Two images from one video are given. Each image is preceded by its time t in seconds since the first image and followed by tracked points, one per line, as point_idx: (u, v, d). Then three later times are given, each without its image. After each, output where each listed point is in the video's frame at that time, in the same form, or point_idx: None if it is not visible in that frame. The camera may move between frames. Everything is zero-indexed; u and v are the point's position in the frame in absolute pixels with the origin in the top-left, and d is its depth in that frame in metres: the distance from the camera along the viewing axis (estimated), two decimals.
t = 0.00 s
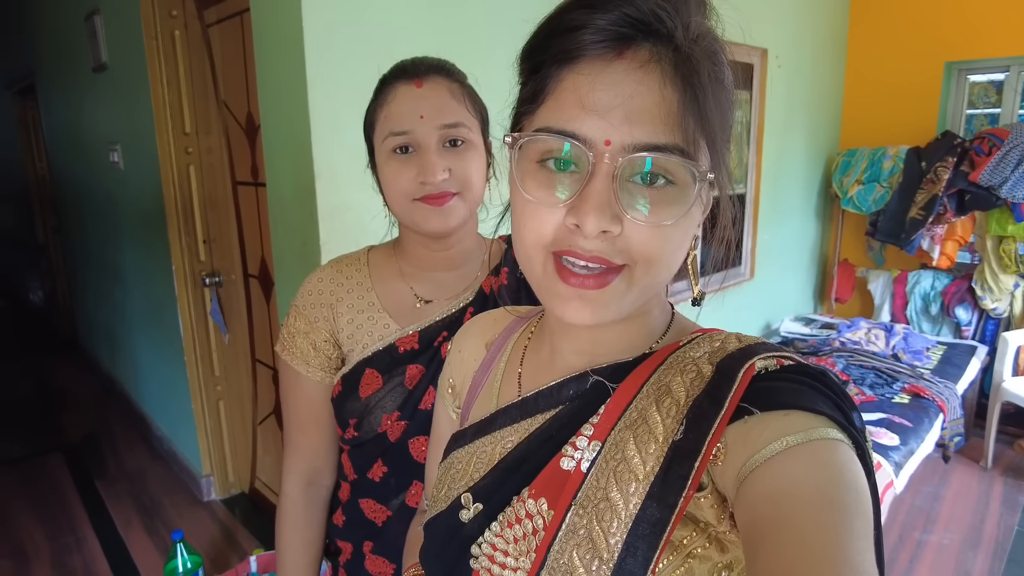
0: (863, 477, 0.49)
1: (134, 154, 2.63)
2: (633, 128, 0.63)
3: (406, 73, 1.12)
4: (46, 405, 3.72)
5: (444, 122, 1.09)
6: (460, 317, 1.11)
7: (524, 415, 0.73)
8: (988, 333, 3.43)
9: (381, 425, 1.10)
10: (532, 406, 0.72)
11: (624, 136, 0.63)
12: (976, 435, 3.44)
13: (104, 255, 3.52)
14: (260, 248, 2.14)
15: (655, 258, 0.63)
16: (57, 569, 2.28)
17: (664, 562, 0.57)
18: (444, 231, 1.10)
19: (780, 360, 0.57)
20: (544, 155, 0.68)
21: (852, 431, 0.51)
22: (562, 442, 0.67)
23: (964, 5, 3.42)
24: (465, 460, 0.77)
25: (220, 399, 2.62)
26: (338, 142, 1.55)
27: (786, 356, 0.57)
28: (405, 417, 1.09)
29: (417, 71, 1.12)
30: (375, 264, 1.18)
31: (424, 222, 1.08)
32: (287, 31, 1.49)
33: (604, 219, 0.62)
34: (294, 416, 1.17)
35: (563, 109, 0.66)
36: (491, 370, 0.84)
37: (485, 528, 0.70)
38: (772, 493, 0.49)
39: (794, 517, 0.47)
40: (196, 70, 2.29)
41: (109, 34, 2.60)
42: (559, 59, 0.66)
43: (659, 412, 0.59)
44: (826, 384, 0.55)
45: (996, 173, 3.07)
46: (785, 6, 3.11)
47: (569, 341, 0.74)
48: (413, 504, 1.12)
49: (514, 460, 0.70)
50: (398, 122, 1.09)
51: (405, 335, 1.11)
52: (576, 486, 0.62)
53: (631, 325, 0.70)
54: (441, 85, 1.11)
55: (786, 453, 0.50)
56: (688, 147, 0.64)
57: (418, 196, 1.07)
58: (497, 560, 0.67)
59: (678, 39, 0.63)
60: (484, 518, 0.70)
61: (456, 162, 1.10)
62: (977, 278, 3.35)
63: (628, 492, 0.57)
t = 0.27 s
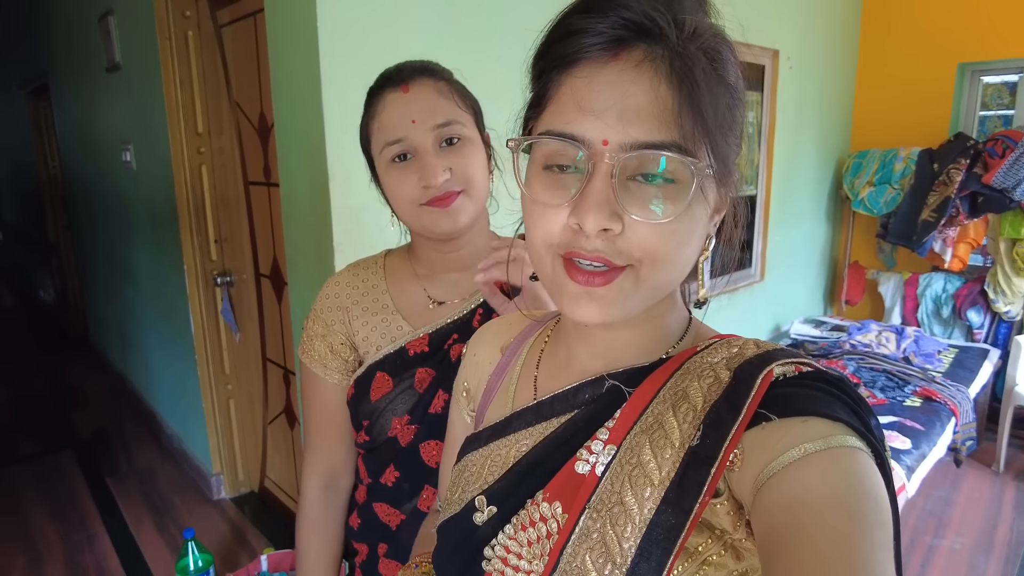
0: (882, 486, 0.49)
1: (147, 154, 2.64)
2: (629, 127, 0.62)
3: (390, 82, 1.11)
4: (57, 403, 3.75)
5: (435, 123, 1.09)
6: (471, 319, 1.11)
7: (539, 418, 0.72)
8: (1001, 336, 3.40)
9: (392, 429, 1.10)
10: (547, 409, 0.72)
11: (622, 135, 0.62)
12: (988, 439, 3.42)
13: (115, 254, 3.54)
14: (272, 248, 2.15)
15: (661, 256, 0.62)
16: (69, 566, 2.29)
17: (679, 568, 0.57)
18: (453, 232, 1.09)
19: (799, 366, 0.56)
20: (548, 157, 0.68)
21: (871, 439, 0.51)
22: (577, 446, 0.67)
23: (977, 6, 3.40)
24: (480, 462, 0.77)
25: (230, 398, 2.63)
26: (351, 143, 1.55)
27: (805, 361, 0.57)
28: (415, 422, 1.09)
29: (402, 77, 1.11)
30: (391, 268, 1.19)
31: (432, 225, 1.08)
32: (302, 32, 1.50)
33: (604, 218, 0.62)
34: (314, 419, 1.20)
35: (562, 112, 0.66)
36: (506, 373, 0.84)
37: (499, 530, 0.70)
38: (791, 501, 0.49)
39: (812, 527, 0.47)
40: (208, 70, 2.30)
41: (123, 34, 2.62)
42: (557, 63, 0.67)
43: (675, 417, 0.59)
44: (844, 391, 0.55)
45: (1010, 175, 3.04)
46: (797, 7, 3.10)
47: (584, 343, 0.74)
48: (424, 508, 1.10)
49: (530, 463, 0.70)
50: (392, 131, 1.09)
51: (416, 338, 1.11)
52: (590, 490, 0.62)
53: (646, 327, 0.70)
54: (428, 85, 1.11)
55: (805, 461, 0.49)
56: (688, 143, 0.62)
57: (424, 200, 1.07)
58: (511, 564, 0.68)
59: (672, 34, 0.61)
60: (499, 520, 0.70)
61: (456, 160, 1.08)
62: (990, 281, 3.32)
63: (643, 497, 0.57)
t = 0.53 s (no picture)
0: (907, 492, 0.49)
1: (154, 153, 2.65)
2: (618, 128, 0.62)
3: (383, 94, 1.12)
4: (63, 402, 3.76)
5: (433, 132, 1.09)
6: (486, 324, 1.10)
7: (558, 420, 0.72)
8: (1008, 338, 3.41)
9: (408, 436, 1.10)
10: (566, 411, 0.72)
11: (611, 137, 0.63)
12: (994, 441, 3.41)
13: (122, 253, 3.55)
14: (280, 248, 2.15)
15: (661, 255, 0.62)
16: (77, 564, 2.30)
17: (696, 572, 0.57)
18: (462, 240, 1.09)
19: (821, 371, 0.56)
20: (549, 162, 0.69)
21: (894, 445, 0.51)
22: (595, 449, 0.67)
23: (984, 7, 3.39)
24: (500, 461, 0.77)
25: (237, 397, 2.63)
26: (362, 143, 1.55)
27: (826, 367, 0.57)
28: (430, 429, 1.09)
29: (394, 87, 1.11)
30: (404, 273, 1.20)
31: (441, 233, 1.08)
32: (313, 32, 1.50)
33: (599, 218, 0.62)
34: (326, 422, 1.21)
35: (556, 120, 0.67)
36: (526, 374, 0.85)
37: (516, 530, 0.70)
38: (814, 507, 0.49)
39: (835, 534, 0.47)
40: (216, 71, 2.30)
41: (131, 34, 2.62)
42: (551, 72, 0.68)
43: (696, 421, 0.59)
44: (866, 397, 0.54)
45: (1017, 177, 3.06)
46: (804, 8, 3.10)
47: (604, 346, 0.74)
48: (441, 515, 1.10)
49: (548, 463, 0.70)
50: (392, 144, 1.10)
51: (431, 343, 1.11)
52: (609, 490, 0.62)
53: (664, 330, 0.70)
54: (424, 93, 1.11)
55: (827, 466, 0.49)
56: (680, 139, 0.62)
57: (432, 210, 1.07)
58: (527, 563, 0.68)
59: (656, 33, 0.62)
60: (517, 520, 0.70)
61: (460, 167, 1.08)
62: (997, 282, 3.32)
63: (661, 500, 0.58)
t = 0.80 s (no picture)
0: (915, 496, 0.49)
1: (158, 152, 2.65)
2: (648, 135, 0.63)
3: (390, 99, 1.11)
4: (66, 400, 3.76)
5: (444, 143, 1.08)
6: (494, 327, 1.11)
7: (565, 423, 0.73)
8: (1010, 341, 3.39)
9: (419, 440, 1.11)
10: (573, 415, 0.72)
11: (641, 143, 0.63)
12: (996, 444, 3.41)
13: (125, 252, 3.56)
14: (283, 247, 2.15)
15: (684, 264, 0.62)
16: (78, 562, 2.30)
17: None
18: (472, 251, 1.10)
19: (830, 377, 0.57)
20: (573, 164, 0.69)
21: (902, 450, 0.51)
22: (602, 453, 0.67)
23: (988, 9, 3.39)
24: (507, 465, 0.78)
25: (239, 396, 2.63)
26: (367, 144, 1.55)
27: (834, 372, 0.57)
28: (440, 432, 1.10)
29: (402, 94, 1.10)
30: (409, 277, 1.20)
31: (452, 244, 1.09)
32: (318, 32, 1.50)
33: (625, 224, 0.62)
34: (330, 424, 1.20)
35: (583, 122, 0.67)
36: (533, 378, 0.85)
37: (523, 533, 0.70)
38: (822, 513, 0.49)
39: (842, 539, 0.47)
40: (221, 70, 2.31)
41: (135, 33, 2.63)
42: (578, 74, 0.68)
43: (703, 426, 0.59)
44: (874, 402, 0.55)
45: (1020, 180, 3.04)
46: (807, 9, 3.10)
47: (613, 350, 0.74)
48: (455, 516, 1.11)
49: (554, 468, 0.70)
50: (400, 154, 1.09)
51: (439, 348, 1.12)
52: (615, 495, 0.62)
53: (676, 334, 0.70)
54: (432, 101, 1.10)
55: (836, 472, 0.49)
56: (710, 149, 0.63)
57: (442, 222, 1.08)
58: (533, 566, 0.69)
59: (691, 41, 0.62)
60: (523, 523, 0.70)
61: (471, 178, 1.09)
62: (1000, 285, 3.32)
63: (667, 505, 0.58)
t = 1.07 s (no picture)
0: (924, 503, 0.49)
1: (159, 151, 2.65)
2: (673, 145, 0.63)
3: (385, 112, 1.09)
4: (67, 398, 3.77)
5: (441, 159, 1.08)
6: (494, 330, 1.12)
7: (571, 431, 0.73)
8: (1010, 343, 3.40)
9: (420, 444, 1.13)
10: (579, 422, 0.72)
11: (665, 152, 0.63)
12: (996, 446, 3.41)
13: (125, 250, 3.57)
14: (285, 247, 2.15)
15: (699, 274, 0.62)
16: (79, 562, 2.30)
17: None
18: (473, 261, 1.11)
19: (837, 384, 0.56)
20: (594, 167, 0.69)
21: (911, 457, 0.51)
22: (609, 461, 0.67)
23: (990, 11, 3.39)
24: (512, 474, 0.78)
25: (239, 396, 2.63)
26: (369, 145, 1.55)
27: (842, 380, 0.57)
28: (442, 436, 1.11)
29: (398, 109, 1.09)
30: (409, 281, 1.19)
31: (453, 259, 1.10)
32: (322, 34, 1.50)
33: (643, 232, 0.62)
34: (332, 427, 1.21)
35: (608, 127, 0.67)
36: (538, 386, 0.85)
37: (529, 542, 0.71)
38: (831, 521, 0.49)
39: (851, 547, 0.47)
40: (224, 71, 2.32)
41: (136, 32, 2.63)
42: (607, 78, 0.67)
43: (710, 433, 0.59)
44: (883, 409, 0.55)
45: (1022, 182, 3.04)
46: (809, 11, 3.09)
47: (618, 357, 0.74)
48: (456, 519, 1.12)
49: (561, 476, 0.70)
50: (397, 170, 1.09)
51: (440, 352, 1.12)
52: (622, 504, 0.62)
53: (683, 341, 0.70)
54: (427, 115, 1.09)
55: (844, 479, 0.50)
56: (734, 164, 0.63)
57: (441, 236, 1.08)
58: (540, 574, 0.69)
59: (723, 55, 0.62)
60: (529, 532, 0.71)
61: (469, 192, 1.09)
62: (1001, 287, 3.32)
63: (676, 513, 0.58)
